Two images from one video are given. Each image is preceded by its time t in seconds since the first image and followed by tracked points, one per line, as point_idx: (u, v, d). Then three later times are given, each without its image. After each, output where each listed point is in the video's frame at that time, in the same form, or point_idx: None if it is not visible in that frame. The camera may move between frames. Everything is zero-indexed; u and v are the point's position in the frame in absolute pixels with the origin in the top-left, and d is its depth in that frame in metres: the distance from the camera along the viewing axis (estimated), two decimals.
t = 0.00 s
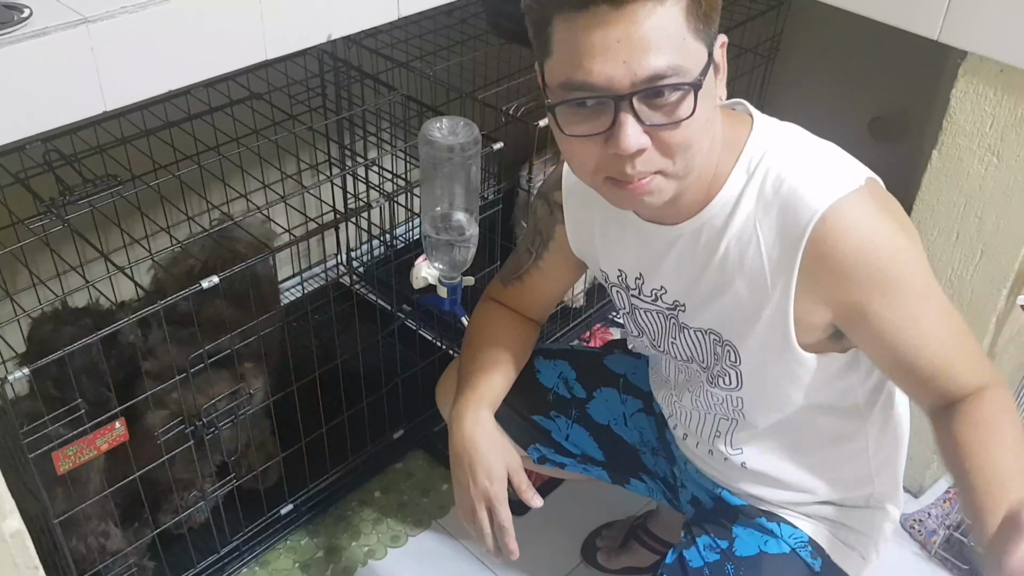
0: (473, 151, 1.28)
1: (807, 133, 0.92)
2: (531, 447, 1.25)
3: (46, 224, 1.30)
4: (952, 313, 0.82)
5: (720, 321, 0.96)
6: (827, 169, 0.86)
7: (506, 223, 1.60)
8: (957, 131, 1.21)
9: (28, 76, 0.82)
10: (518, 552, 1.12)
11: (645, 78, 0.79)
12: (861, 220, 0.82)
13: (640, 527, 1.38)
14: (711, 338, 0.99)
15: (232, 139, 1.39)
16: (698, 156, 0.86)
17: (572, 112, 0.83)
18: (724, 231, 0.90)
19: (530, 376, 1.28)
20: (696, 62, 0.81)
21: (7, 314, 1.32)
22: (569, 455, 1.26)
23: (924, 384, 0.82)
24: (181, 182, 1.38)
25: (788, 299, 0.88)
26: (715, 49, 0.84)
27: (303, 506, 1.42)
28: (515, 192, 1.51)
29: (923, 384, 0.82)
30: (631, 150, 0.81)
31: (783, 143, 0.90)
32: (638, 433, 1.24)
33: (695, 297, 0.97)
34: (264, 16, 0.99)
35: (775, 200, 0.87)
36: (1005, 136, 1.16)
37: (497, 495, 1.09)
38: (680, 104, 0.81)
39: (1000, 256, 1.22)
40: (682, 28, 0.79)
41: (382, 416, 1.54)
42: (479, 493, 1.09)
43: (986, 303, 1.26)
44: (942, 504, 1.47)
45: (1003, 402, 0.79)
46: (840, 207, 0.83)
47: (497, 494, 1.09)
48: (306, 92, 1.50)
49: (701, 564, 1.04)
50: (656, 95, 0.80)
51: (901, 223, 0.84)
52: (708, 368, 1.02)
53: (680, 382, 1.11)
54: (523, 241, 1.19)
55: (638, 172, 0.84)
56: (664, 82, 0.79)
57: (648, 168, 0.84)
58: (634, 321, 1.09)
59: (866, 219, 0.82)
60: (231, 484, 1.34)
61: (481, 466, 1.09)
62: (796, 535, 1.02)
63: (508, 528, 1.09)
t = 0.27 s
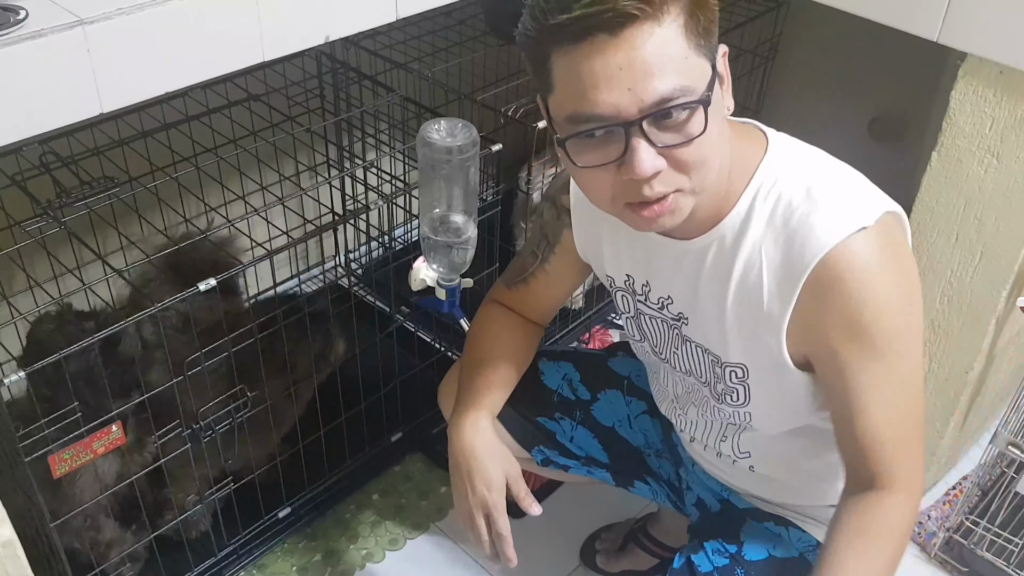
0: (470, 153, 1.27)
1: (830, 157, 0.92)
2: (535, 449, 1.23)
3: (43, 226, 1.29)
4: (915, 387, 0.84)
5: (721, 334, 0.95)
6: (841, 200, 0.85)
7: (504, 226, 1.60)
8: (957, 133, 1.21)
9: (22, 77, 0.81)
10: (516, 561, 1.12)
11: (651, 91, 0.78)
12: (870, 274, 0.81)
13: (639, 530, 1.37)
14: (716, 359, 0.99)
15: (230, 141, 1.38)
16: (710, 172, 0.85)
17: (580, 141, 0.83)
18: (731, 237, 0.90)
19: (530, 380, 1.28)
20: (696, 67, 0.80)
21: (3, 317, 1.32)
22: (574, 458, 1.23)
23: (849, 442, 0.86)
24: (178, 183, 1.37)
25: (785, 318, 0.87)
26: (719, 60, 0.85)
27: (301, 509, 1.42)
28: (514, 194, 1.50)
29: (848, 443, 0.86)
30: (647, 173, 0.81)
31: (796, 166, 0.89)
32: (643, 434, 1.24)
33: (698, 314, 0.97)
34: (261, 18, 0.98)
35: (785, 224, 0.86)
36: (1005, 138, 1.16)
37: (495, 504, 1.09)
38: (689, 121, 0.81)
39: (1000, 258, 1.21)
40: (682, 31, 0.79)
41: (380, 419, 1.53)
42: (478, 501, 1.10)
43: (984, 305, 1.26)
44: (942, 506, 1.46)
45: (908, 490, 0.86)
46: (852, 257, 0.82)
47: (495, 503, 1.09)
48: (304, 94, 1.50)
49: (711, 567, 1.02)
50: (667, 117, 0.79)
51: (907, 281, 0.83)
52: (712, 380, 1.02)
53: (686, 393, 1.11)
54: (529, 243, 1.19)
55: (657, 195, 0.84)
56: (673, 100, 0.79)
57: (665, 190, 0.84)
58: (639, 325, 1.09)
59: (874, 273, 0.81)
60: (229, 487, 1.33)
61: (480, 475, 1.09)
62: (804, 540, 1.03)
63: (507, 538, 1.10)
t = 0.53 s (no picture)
0: (468, 155, 1.27)
1: (848, 170, 0.91)
2: (541, 448, 1.25)
3: (42, 228, 1.29)
4: (875, 428, 0.78)
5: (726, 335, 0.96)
6: (852, 212, 0.84)
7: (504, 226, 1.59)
8: (956, 134, 1.20)
9: (22, 78, 0.81)
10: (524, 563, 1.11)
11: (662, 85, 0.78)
12: (860, 290, 0.79)
13: (639, 531, 1.37)
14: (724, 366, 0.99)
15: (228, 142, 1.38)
16: (720, 177, 0.85)
17: (589, 136, 0.83)
18: (740, 242, 0.90)
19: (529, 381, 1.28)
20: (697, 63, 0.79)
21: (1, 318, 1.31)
22: (579, 457, 1.25)
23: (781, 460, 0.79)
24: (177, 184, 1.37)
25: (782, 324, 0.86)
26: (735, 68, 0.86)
27: (300, 510, 1.42)
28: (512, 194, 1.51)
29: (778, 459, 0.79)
30: (654, 171, 0.81)
31: (811, 175, 0.89)
32: (648, 436, 1.24)
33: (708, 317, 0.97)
34: (259, 19, 0.98)
35: (792, 232, 0.86)
36: (1005, 139, 1.16)
37: (503, 508, 1.09)
38: (699, 121, 0.81)
39: (999, 258, 1.21)
40: (687, 32, 0.79)
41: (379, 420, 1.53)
42: (486, 505, 1.10)
43: (984, 306, 1.26)
44: (941, 507, 1.46)
45: (825, 532, 0.76)
46: (847, 270, 0.80)
47: (503, 507, 1.09)
48: (303, 95, 1.50)
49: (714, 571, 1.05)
50: (675, 114, 0.79)
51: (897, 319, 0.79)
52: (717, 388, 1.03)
53: (696, 396, 1.11)
54: (540, 245, 1.19)
55: (663, 195, 0.83)
56: (683, 97, 0.79)
57: (672, 191, 0.83)
58: (653, 332, 1.10)
59: (862, 292, 0.79)
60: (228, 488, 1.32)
61: (489, 480, 1.10)
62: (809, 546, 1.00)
63: (514, 540, 1.09)
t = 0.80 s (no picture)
0: (467, 156, 1.27)
1: (859, 183, 0.92)
2: (545, 444, 1.25)
3: (40, 229, 1.29)
4: (842, 428, 0.74)
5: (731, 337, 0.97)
6: (858, 220, 0.83)
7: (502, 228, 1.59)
8: (956, 135, 1.20)
9: (20, 79, 0.81)
10: (531, 555, 1.09)
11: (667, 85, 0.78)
12: (848, 289, 0.78)
13: (638, 532, 1.37)
14: (731, 370, 0.99)
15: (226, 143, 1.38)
16: (725, 181, 0.85)
17: (592, 129, 0.84)
18: (742, 247, 0.89)
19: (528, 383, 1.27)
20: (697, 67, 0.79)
21: None
22: (584, 455, 1.25)
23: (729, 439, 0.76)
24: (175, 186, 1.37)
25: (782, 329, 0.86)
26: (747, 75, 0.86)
27: (299, 512, 1.41)
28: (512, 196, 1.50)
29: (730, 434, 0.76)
30: (654, 170, 0.81)
31: (816, 184, 0.89)
32: (654, 437, 1.23)
33: (714, 322, 0.98)
34: (257, 20, 0.98)
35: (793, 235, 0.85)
36: (1003, 141, 1.16)
37: (511, 500, 1.07)
38: (704, 123, 0.80)
39: (998, 260, 1.21)
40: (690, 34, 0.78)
41: (377, 421, 1.53)
42: (493, 496, 1.08)
43: (983, 308, 1.26)
44: (940, 508, 1.46)
45: (754, 512, 0.72)
46: (839, 272, 0.79)
47: (511, 499, 1.07)
48: (301, 96, 1.49)
49: None
50: (680, 114, 0.79)
51: (884, 326, 0.77)
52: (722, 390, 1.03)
53: (702, 401, 1.11)
54: (553, 245, 1.19)
55: (663, 195, 0.83)
56: (688, 98, 0.79)
57: (673, 191, 0.83)
58: (661, 339, 1.10)
59: (847, 291, 0.78)
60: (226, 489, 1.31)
61: (497, 471, 1.08)
62: (818, 552, 0.96)
63: (520, 531, 1.07)
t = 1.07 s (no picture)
0: (467, 157, 1.27)
1: (863, 184, 0.91)
2: (544, 445, 1.25)
3: (39, 230, 1.29)
4: (844, 429, 0.74)
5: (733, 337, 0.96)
6: (859, 220, 0.83)
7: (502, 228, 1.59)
8: (956, 135, 1.20)
9: (19, 80, 0.81)
10: (530, 557, 1.09)
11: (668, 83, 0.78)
12: (851, 291, 0.78)
13: (637, 533, 1.37)
14: (732, 367, 0.99)
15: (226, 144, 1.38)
16: (724, 180, 0.85)
17: (590, 125, 0.84)
18: (744, 247, 0.89)
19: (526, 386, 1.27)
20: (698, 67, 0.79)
21: None
22: (583, 455, 1.25)
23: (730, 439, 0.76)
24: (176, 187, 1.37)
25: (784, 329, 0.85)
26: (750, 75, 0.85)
27: (298, 512, 1.41)
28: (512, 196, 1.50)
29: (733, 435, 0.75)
30: (653, 166, 0.81)
31: (819, 183, 0.89)
32: (654, 437, 1.23)
33: (715, 322, 0.97)
34: (256, 20, 0.98)
35: (795, 235, 0.85)
36: (1003, 141, 1.16)
37: (511, 500, 1.07)
38: (704, 121, 0.80)
39: (998, 260, 1.21)
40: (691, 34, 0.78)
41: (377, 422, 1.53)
42: (493, 496, 1.08)
43: (984, 308, 1.25)
44: (940, 508, 1.46)
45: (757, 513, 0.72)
46: (841, 272, 0.79)
47: (510, 499, 1.07)
48: (301, 96, 1.50)
49: None
50: (679, 110, 0.79)
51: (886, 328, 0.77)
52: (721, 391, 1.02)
53: (703, 402, 1.11)
54: (555, 245, 1.19)
55: (661, 192, 0.83)
56: (687, 96, 0.78)
57: (671, 188, 0.83)
58: (663, 340, 1.10)
59: (848, 293, 0.77)
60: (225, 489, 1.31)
61: (497, 470, 1.08)
62: (817, 552, 0.97)
63: (520, 533, 1.07)
